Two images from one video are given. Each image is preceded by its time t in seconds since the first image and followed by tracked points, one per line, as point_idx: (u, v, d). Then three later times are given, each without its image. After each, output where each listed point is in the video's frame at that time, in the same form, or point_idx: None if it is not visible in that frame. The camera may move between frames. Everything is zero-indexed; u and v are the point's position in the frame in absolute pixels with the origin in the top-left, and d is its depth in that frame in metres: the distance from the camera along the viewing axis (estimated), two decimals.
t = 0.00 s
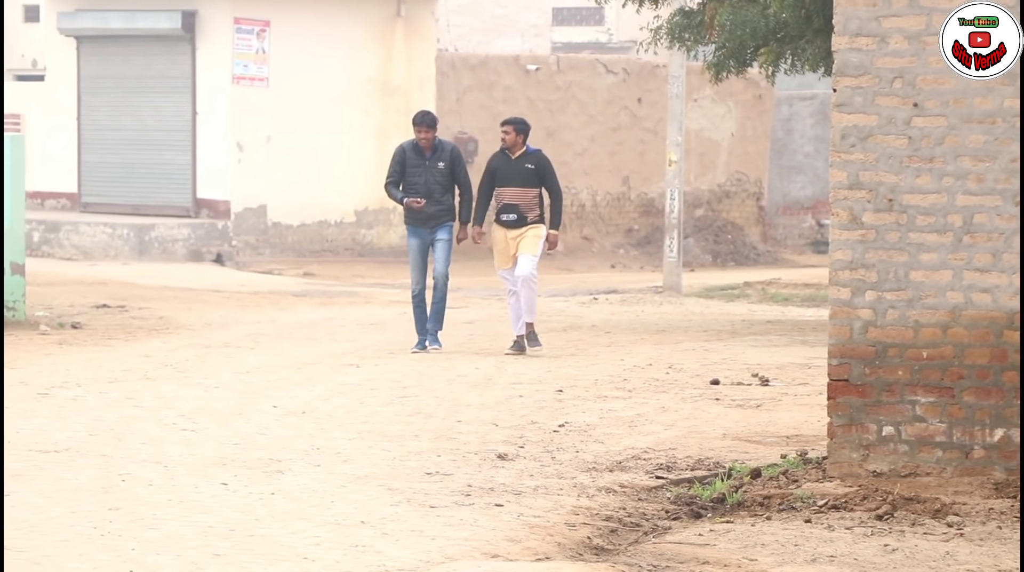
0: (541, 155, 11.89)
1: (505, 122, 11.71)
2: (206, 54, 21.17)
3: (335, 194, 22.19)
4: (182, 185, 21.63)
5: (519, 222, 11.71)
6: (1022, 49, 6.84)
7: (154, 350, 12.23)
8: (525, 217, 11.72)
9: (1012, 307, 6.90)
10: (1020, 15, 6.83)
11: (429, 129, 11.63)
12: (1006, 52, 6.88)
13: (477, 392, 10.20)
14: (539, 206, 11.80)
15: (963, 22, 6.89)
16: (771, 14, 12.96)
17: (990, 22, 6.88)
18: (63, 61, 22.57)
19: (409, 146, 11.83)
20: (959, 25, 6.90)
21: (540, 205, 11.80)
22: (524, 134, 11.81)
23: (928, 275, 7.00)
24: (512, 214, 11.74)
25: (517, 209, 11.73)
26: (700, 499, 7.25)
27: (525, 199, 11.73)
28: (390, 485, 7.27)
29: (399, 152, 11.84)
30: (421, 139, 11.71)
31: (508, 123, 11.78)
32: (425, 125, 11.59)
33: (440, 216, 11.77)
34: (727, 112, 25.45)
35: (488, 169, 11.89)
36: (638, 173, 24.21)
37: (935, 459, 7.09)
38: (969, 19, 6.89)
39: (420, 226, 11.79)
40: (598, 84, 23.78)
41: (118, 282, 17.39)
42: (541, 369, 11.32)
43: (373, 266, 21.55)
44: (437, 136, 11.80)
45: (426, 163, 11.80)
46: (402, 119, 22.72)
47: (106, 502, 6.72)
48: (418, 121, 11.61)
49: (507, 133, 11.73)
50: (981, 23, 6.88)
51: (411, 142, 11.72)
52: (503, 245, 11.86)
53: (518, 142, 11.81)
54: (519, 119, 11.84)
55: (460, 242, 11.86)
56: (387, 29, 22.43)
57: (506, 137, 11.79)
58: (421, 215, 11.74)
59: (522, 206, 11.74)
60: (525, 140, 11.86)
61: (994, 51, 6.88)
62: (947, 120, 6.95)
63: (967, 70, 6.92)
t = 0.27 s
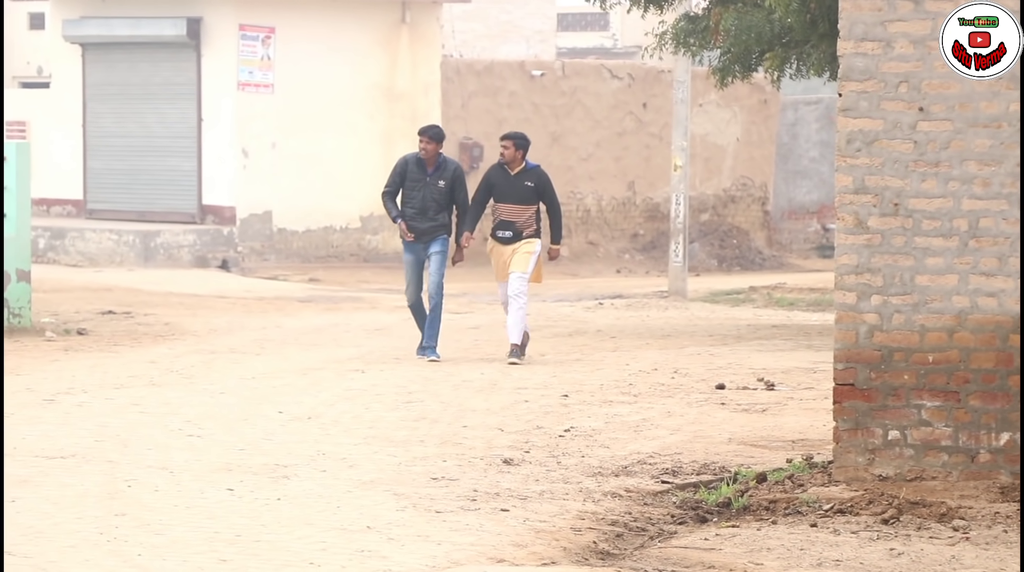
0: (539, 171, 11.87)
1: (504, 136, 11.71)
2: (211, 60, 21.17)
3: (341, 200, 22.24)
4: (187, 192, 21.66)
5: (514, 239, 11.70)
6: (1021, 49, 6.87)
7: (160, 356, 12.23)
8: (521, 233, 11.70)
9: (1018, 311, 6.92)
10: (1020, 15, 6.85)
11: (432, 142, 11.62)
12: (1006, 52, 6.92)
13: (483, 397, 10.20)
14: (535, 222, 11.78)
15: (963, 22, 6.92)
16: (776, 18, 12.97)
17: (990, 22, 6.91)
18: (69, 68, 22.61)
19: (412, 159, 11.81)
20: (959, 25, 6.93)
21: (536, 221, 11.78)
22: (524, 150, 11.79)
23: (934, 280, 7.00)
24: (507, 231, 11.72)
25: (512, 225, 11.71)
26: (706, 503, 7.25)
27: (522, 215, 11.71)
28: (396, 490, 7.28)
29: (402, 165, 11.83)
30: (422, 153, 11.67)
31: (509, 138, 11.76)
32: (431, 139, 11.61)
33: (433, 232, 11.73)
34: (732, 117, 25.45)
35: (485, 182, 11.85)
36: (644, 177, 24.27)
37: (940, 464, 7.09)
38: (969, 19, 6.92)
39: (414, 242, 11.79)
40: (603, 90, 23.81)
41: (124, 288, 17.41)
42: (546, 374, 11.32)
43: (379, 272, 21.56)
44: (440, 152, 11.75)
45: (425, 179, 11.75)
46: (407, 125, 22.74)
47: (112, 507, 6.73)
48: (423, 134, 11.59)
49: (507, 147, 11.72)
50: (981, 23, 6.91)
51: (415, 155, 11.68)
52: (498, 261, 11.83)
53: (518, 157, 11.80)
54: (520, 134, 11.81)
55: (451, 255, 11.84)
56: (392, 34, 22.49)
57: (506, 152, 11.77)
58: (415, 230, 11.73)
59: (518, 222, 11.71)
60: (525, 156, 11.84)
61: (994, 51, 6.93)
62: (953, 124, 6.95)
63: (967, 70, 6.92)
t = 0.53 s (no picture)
0: (532, 163, 11.63)
1: (498, 128, 11.42)
2: (214, 64, 21.22)
3: (343, 203, 22.14)
4: (190, 196, 21.71)
5: (511, 233, 11.49)
6: (1022, 49, 6.88)
7: (162, 360, 12.24)
8: (518, 227, 11.50)
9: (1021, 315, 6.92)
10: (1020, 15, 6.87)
11: (428, 134, 11.50)
12: (1006, 52, 6.93)
13: (485, 401, 10.20)
14: (531, 215, 11.58)
15: (963, 22, 6.93)
16: (778, 22, 12.97)
17: (990, 22, 6.91)
18: (72, 72, 22.65)
19: (408, 152, 11.74)
20: (959, 24, 6.93)
21: (532, 215, 11.58)
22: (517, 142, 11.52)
23: (937, 283, 7.00)
24: (504, 224, 11.50)
25: (509, 218, 11.49)
26: (709, 507, 7.26)
27: (518, 209, 11.50)
28: (399, 494, 7.28)
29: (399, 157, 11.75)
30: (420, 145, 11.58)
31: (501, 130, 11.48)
32: (428, 131, 11.47)
33: (431, 226, 11.67)
34: (734, 120, 25.47)
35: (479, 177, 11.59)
36: (646, 181, 24.29)
37: (943, 467, 7.09)
38: (969, 19, 6.92)
39: (412, 235, 11.71)
40: (605, 93, 23.82)
41: (126, 292, 17.42)
42: (549, 378, 11.31)
43: (381, 276, 21.56)
44: (437, 143, 11.65)
45: (423, 171, 11.66)
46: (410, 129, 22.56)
47: (115, 511, 6.73)
48: (419, 126, 11.45)
49: (501, 139, 11.44)
50: (981, 23, 6.91)
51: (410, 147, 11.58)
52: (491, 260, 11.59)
53: (512, 149, 11.52)
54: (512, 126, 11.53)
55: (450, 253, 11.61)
56: (395, 38, 22.30)
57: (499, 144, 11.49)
58: (412, 224, 11.67)
59: (514, 216, 11.50)
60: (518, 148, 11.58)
61: (995, 51, 6.93)
62: (956, 128, 6.96)
63: (967, 70, 6.93)
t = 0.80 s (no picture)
0: (507, 180, 11.46)
1: (472, 144, 11.31)
2: (209, 73, 21.26)
3: (339, 214, 22.14)
4: (185, 206, 21.74)
5: (491, 253, 11.36)
6: (1022, 49, 6.88)
7: (157, 370, 12.23)
8: (496, 247, 11.36)
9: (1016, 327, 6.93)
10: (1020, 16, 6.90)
11: (404, 151, 11.40)
12: (1006, 52, 6.93)
13: (480, 411, 10.19)
14: (509, 234, 11.44)
15: (963, 22, 6.94)
16: (774, 33, 12.99)
17: (990, 22, 6.94)
18: (67, 81, 22.63)
19: (386, 172, 11.60)
20: (959, 24, 6.94)
21: (509, 233, 11.43)
22: (491, 159, 11.38)
23: (932, 295, 7.01)
24: (482, 244, 11.37)
25: (487, 238, 11.36)
26: (704, 518, 7.25)
27: (494, 228, 11.37)
28: (393, 505, 7.27)
29: (377, 178, 11.61)
30: (398, 163, 11.46)
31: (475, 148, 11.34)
32: (403, 147, 11.39)
33: (418, 244, 11.56)
34: (730, 131, 25.50)
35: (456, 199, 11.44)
36: (641, 192, 24.31)
37: (938, 479, 7.09)
38: (969, 19, 6.94)
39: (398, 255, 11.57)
40: (601, 104, 23.84)
41: (121, 301, 17.41)
42: (544, 389, 11.31)
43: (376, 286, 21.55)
44: (414, 160, 11.55)
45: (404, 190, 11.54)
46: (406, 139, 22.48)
47: (109, 521, 6.72)
48: (395, 144, 11.35)
49: (475, 156, 11.31)
50: (981, 24, 6.94)
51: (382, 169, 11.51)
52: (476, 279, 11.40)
53: (487, 166, 11.37)
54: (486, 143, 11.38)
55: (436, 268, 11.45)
56: (390, 49, 22.26)
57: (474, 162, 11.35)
58: (399, 244, 11.54)
59: (492, 235, 11.36)
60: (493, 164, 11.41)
61: (994, 51, 6.93)
62: (951, 139, 6.97)
63: (967, 70, 6.94)
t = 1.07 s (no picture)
0: (498, 188, 11.40)
1: (461, 151, 11.23)
2: (213, 92, 21.32)
3: (342, 232, 22.10)
4: (188, 224, 21.78)
5: (475, 260, 11.26)
6: (1021, 49, 6.88)
7: (161, 388, 12.24)
8: (482, 253, 11.26)
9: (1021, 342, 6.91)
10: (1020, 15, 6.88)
11: (390, 160, 11.26)
12: (1007, 52, 6.92)
13: (484, 429, 10.19)
14: (496, 242, 11.34)
15: (963, 22, 6.96)
16: (777, 50, 13.00)
17: (990, 22, 6.94)
18: (71, 100, 22.67)
19: (373, 177, 11.48)
20: (959, 25, 6.96)
21: (497, 241, 11.33)
22: (481, 165, 11.30)
23: (936, 311, 7.01)
24: (468, 250, 11.27)
25: (473, 244, 11.26)
26: (709, 535, 7.24)
27: (482, 235, 11.27)
28: (398, 523, 7.27)
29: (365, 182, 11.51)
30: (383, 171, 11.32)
31: (465, 154, 11.26)
32: (390, 156, 11.25)
33: (402, 252, 11.44)
34: (732, 148, 25.53)
35: (445, 203, 11.38)
36: (644, 210, 24.35)
37: (943, 495, 7.08)
38: (969, 19, 6.95)
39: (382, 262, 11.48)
40: (603, 121, 23.86)
41: (125, 320, 17.44)
42: (548, 406, 11.30)
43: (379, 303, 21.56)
44: (401, 168, 11.39)
45: (390, 197, 11.42)
46: (408, 157, 22.45)
47: (114, 540, 6.72)
48: (381, 153, 11.22)
49: (465, 163, 11.23)
50: (981, 23, 6.94)
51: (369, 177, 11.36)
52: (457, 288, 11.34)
53: (477, 173, 11.30)
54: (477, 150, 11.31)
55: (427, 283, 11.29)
56: (393, 66, 22.28)
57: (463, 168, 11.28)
58: (382, 251, 11.44)
59: (479, 242, 11.27)
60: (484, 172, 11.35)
61: (995, 51, 6.94)
62: (954, 155, 6.98)
63: (967, 70, 6.95)
